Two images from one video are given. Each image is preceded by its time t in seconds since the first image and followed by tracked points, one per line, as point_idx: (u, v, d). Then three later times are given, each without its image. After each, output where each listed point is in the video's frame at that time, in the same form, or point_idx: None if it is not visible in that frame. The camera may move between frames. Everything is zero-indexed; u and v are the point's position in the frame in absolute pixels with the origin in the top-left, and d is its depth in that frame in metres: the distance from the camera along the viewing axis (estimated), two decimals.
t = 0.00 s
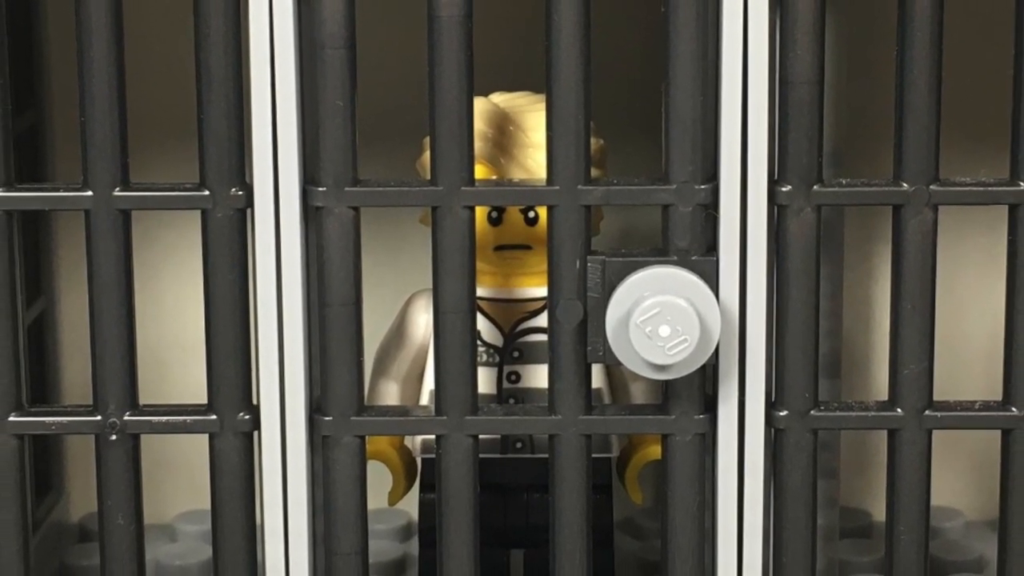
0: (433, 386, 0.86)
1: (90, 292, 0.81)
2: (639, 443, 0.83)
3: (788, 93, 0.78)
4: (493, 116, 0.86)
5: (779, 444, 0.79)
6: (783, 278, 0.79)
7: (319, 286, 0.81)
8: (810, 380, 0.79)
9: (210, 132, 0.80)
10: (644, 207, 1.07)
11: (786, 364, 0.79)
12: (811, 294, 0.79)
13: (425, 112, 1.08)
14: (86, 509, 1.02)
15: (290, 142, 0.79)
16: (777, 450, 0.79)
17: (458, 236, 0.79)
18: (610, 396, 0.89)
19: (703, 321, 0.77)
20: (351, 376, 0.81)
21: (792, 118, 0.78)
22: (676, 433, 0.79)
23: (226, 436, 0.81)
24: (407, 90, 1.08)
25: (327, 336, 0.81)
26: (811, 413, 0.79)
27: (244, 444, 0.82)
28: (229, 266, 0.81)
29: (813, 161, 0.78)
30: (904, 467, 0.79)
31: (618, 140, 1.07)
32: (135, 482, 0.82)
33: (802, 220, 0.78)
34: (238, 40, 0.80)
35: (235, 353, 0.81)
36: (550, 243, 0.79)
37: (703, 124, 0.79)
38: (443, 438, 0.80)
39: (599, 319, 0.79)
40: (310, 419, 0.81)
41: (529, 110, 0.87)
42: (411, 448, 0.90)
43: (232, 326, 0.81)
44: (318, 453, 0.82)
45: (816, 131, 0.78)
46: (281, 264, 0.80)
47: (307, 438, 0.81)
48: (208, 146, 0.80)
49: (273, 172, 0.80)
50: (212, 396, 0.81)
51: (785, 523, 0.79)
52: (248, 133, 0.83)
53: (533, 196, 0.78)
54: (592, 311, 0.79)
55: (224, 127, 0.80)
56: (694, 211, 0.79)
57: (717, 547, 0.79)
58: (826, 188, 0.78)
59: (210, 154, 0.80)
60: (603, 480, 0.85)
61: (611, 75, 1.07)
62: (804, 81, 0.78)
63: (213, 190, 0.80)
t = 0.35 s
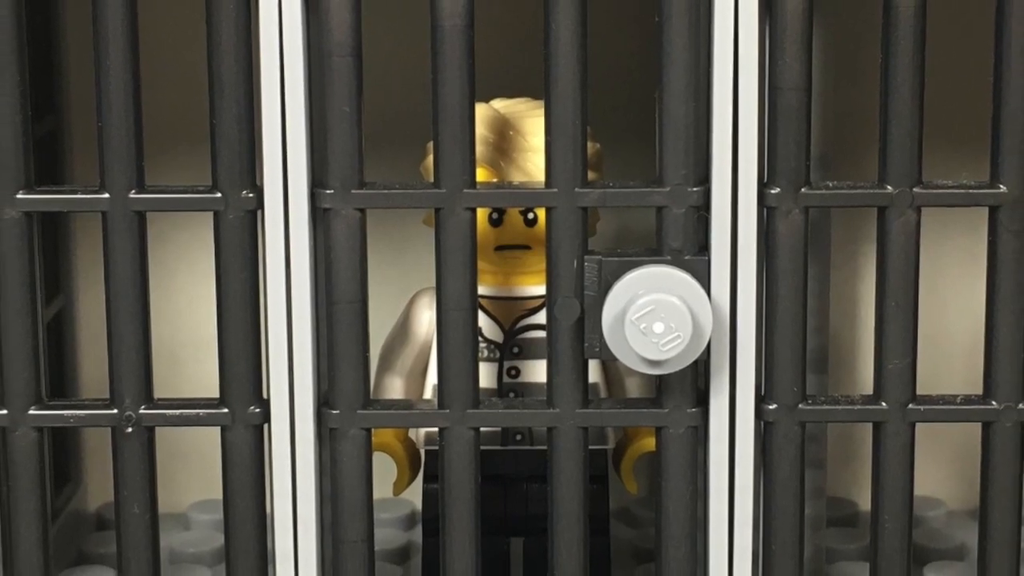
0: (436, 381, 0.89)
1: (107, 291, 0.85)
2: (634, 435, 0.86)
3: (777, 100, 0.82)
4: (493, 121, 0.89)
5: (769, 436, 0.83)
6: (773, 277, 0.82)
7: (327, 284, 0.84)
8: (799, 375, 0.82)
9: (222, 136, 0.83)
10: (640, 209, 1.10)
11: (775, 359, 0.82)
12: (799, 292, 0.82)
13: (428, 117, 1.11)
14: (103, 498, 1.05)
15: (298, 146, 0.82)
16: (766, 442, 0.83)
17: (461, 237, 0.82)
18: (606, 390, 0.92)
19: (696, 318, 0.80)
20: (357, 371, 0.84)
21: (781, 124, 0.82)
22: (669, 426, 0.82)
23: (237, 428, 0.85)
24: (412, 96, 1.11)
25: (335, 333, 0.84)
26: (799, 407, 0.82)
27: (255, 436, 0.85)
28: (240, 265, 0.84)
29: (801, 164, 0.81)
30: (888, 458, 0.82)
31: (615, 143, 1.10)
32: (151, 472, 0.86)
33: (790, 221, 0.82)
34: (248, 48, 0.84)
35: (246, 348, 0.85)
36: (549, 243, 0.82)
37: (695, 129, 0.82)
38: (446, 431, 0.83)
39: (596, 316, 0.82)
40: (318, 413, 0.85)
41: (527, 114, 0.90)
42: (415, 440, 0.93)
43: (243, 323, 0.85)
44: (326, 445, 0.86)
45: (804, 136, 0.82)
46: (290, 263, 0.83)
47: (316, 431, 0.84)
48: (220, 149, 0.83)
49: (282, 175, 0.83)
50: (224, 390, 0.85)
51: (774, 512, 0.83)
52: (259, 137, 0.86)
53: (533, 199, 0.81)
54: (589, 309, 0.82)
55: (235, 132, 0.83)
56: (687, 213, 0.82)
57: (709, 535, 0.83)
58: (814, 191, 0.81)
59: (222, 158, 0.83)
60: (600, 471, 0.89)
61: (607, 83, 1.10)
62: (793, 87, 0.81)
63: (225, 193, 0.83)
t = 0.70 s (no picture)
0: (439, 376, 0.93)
1: (123, 289, 0.88)
2: (629, 428, 0.90)
3: (767, 106, 0.85)
4: (494, 127, 0.93)
5: (759, 429, 0.86)
6: (763, 276, 0.86)
7: (334, 283, 0.87)
8: (788, 370, 0.85)
9: (233, 140, 0.87)
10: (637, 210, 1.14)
11: (765, 355, 0.86)
12: (789, 291, 0.86)
13: (432, 122, 1.15)
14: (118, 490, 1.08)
15: (306, 150, 0.86)
16: (757, 434, 0.86)
17: (462, 237, 0.85)
18: (603, 384, 0.96)
19: (689, 315, 0.83)
20: (363, 367, 0.87)
21: (771, 129, 0.85)
22: (663, 419, 0.85)
23: (248, 421, 0.88)
24: (416, 102, 1.14)
25: (342, 329, 0.87)
26: (788, 400, 0.85)
27: (265, 429, 0.88)
28: (251, 265, 0.87)
29: (790, 168, 0.85)
30: (874, 450, 0.85)
31: (613, 146, 1.14)
32: (164, 464, 0.89)
33: (779, 222, 0.85)
34: (258, 56, 0.87)
35: (256, 344, 0.88)
36: (547, 243, 0.86)
37: (688, 134, 0.85)
38: (448, 424, 0.86)
39: (593, 314, 0.85)
40: (326, 406, 0.88)
41: (527, 120, 0.94)
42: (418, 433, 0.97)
43: (254, 321, 0.88)
44: (333, 438, 0.89)
45: (793, 141, 0.85)
46: (299, 263, 0.87)
47: (323, 424, 0.88)
48: (231, 153, 0.87)
49: (290, 178, 0.86)
50: (235, 385, 0.88)
51: (764, 501, 0.86)
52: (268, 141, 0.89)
53: (532, 201, 0.84)
54: (586, 307, 0.85)
55: (246, 137, 0.87)
56: (680, 214, 0.85)
57: (701, 524, 0.86)
58: (802, 193, 0.84)
59: (232, 161, 0.87)
60: (596, 463, 0.92)
61: (604, 89, 1.13)
62: (782, 94, 0.84)
63: (236, 195, 0.87)
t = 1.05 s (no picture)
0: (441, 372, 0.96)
1: (137, 288, 0.91)
2: (625, 421, 0.93)
3: (759, 111, 0.88)
4: (494, 131, 0.96)
5: (750, 422, 0.89)
6: (754, 275, 0.89)
7: (340, 282, 0.90)
8: (777, 365, 0.89)
9: (243, 144, 0.90)
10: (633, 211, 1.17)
11: (756, 351, 0.89)
12: (779, 289, 0.89)
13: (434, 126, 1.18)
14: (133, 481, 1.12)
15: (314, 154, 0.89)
16: (748, 428, 0.89)
17: (464, 238, 0.89)
18: (599, 379, 0.99)
19: (682, 313, 0.86)
20: (369, 362, 0.90)
21: (761, 133, 0.88)
22: (657, 412, 0.89)
23: (258, 415, 0.91)
24: (419, 107, 1.18)
25: (348, 326, 0.90)
26: (777, 395, 0.89)
27: (274, 422, 0.92)
28: (260, 264, 0.91)
29: (780, 171, 0.88)
30: (860, 442, 0.88)
31: (609, 149, 1.17)
32: (177, 456, 0.92)
33: (769, 223, 0.88)
34: (268, 63, 0.90)
35: (265, 341, 0.91)
36: (546, 243, 0.89)
37: (681, 138, 0.88)
38: (450, 417, 0.90)
39: (590, 311, 0.88)
40: (332, 401, 0.91)
41: (526, 124, 0.97)
42: (422, 426, 1.00)
43: (263, 318, 0.91)
44: (339, 431, 0.92)
45: (783, 145, 0.88)
46: (307, 263, 0.90)
47: (330, 418, 0.91)
48: (241, 157, 0.90)
49: (299, 181, 0.89)
50: (246, 379, 0.91)
51: (755, 492, 0.90)
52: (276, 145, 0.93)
53: (532, 203, 0.88)
54: (583, 305, 0.88)
55: (255, 141, 0.90)
56: (674, 215, 0.88)
57: (694, 514, 0.89)
58: (792, 195, 0.87)
59: (243, 165, 0.90)
60: (593, 456, 0.95)
61: (601, 93, 1.17)
62: (772, 100, 0.88)
63: (246, 197, 0.90)
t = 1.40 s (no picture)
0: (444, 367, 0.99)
1: (150, 286, 0.95)
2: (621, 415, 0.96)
3: (750, 116, 0.91)
4: (495, 135, 0.99)
5: (741, 415, 0.93)
6: (745, 274, 0.92)
7: (346, 281, 0.94)
8: (768, 361, 0.92)
9: (253, 148, 0.93)
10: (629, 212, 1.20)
11: (748, 347, 0.92)
12: (769, 287, 0.92)
13: (436, 129, 1.21)
14: (147, 473, 1.16)
15: (321, 157, 0.92)
16: (739, 421, 0.93)
17: (466, 238, 0.92)
18: (596, 374, 1.03)
19: (676, 311, 0.89)
20: (374, 358, 0.94)
21: (753, 137, 0.91)
22: (652, 406, 0.92)
23: (267, 409, 0.95)
24: (422, 111, 1.21)
25: (354, 323, 0.94)
26: (768, 389, 0.92)
27: (282, 416, 0.95)
28: (269, 264, 0.94)
29: (770, 173, 0.91)
30: (848, 435, 0.92)
31: (606, 152, 1.20)
32: (189, 448, 0.96)
33: (760, 224, 0.91)
34: (276, 69, 0.93)
35: (274, 337, 0.95)
36: (545, 243, 0.92)
37: (675, 142, 0.91)
38: (452, 411, 0.93)
39: (587, 309, 0.92)
40: (339, 395, 0.95)
41: (526, 128, 1.00)
42: (425, 419, 1.04)
43: (272, 315, 0.95)
44: (345, 425, 0.96)
45: (773, 148, 0.91)
46: (314, 262, 0.93)
47: (337, 412, 0.94)
48: (251, 160, 0.93)
49: (306, 183, 0.92)
50: (255, 375, 0.95)
51: (746, 482, 0.93)
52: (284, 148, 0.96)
53: (532, 205, 0.91)
54: (581, 303, 0.92)
55: (264, 144, 0.93)
56: (668, 216, 0.91)
57: (688, 504, 0.93)
58: (782, 197, 0.91)
59: (252, 167, 0.93)
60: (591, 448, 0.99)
61: (598, 97, 1.20)
62: (763, 105, 0.91)
63: (255, 199, 0.93)
